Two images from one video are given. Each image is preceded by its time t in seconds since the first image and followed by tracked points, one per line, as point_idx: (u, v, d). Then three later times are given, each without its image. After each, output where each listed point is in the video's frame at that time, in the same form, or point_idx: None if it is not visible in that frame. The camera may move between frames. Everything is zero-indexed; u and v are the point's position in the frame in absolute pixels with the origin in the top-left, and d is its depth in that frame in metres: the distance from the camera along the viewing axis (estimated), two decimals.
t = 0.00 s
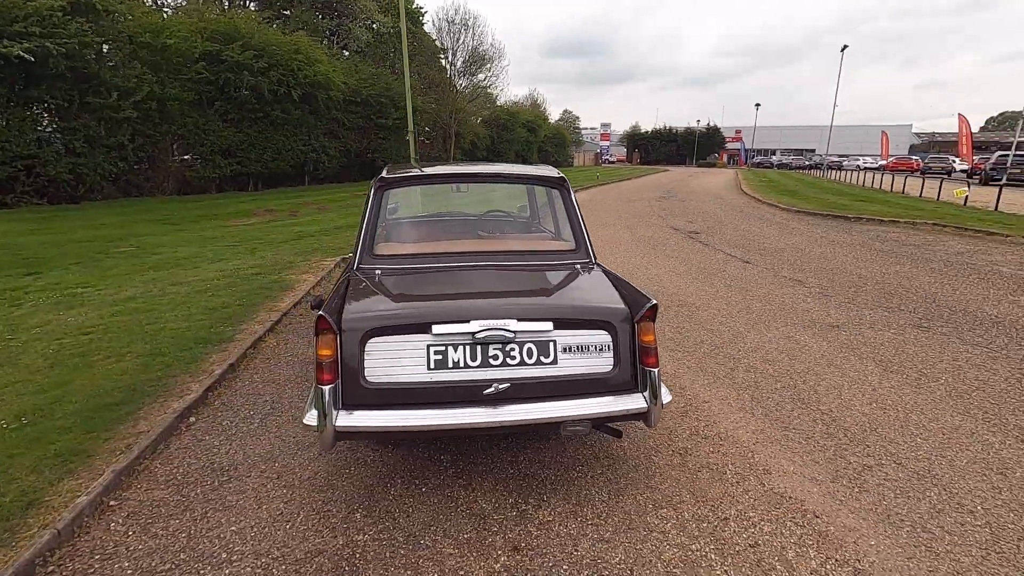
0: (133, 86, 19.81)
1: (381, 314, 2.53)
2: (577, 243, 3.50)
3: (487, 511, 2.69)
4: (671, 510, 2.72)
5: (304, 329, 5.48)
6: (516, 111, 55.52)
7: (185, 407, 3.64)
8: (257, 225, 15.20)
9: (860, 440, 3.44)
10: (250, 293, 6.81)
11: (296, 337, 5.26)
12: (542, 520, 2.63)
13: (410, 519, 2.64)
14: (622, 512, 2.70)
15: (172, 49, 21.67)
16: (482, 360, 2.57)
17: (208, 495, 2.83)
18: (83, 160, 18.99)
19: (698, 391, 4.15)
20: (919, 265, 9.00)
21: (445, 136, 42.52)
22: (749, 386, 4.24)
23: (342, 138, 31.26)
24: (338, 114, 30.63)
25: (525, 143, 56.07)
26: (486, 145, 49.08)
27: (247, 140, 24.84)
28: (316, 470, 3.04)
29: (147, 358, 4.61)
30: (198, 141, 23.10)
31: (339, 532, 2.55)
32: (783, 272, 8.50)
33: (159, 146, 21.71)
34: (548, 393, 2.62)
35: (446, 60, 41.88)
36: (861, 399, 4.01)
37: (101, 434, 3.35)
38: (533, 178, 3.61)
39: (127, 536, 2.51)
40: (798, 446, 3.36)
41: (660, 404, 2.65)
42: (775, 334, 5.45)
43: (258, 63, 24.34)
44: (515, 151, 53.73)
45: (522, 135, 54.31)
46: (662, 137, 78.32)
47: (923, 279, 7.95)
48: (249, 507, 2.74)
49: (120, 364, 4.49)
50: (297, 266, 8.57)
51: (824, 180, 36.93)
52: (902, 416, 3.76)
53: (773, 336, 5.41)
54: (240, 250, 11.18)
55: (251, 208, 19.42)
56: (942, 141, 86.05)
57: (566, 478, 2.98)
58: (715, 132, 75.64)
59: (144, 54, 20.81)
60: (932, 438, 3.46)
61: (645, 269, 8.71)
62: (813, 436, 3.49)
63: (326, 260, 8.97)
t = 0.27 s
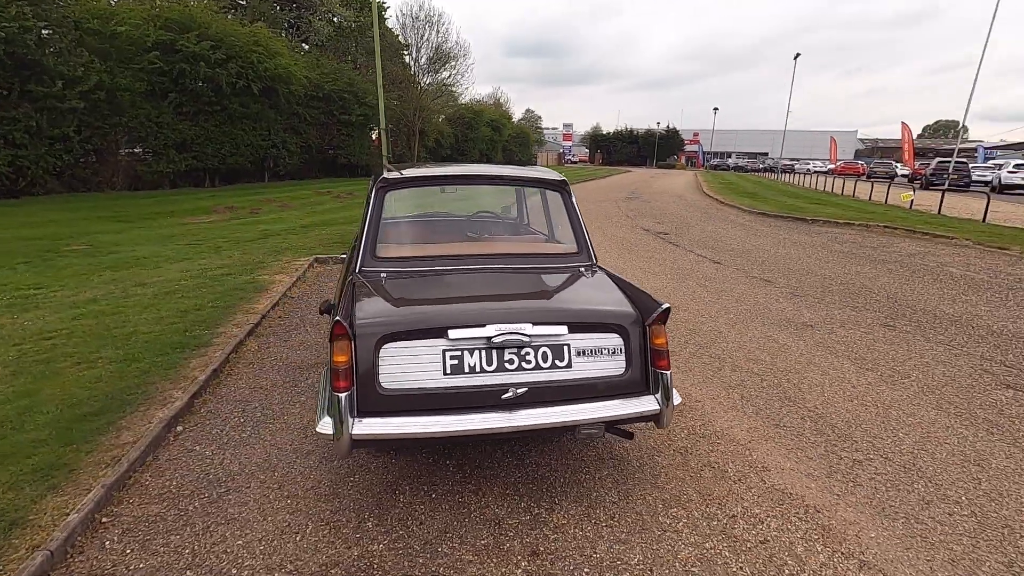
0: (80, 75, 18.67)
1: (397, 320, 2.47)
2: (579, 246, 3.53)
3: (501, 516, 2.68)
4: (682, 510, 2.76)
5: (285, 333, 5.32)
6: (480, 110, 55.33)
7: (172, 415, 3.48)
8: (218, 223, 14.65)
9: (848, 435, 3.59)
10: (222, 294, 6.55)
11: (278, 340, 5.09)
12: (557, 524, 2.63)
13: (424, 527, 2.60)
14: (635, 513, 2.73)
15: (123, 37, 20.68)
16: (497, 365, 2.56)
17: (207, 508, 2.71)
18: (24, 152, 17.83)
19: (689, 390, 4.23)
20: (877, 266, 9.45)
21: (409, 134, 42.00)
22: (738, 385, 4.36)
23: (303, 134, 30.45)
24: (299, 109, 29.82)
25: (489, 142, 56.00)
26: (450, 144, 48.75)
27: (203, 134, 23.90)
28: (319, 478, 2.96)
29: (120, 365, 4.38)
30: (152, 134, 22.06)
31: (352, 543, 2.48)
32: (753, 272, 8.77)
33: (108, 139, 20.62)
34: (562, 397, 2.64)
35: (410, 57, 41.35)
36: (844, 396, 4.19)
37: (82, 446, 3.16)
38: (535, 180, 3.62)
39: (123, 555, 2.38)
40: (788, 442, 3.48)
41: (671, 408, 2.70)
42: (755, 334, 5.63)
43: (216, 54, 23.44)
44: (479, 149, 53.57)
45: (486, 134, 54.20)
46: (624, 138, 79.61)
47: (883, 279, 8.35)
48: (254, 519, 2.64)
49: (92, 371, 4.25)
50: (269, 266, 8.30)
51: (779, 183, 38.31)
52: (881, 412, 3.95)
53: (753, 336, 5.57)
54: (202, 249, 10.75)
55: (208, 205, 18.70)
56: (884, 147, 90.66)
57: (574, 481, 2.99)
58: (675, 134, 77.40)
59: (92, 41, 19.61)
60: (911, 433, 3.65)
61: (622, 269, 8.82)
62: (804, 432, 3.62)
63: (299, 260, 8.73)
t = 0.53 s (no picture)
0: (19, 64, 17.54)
1: (407, 323, 2.45)
2: (573, 248, 3.60)
3: (507, 516, 2.69)
4: (680, 505, 2.85)
5: (262, 336, 5.18)
6: (442, 111, 55.04)
7: (153, 423, 3.33)
8: (174, 223, 14.09)
9: (825, 430, 3.78)
10: (190, 296, 6.31)
11: (256, 344, 4.95)
12: (562, 522, 2.67)
13: (431, 529, 2.59)
14: (637, 509, 2.79)
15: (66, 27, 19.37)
16: (505, 365, 2.58)
17: (202, 517, 2.62)
18: None
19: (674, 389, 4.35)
20: (833, 269, 9.93)
21: (370, 134, 41.36)
22: (718, 382, 4.51)
23: (261, 132, 29.56)
24: (257, 106, 28.93)
25: (451, 144, 55.75)
26: (412, 144, 48.28)
27: (154, 130, 22.88)
28: (316, 484, 2.90)
29: (87, 371, 4.16)
30: (97, 128, 20.93)
31: (359, 548, 2.45)
32: (719, 274, 9.08)
33: (49, 133, 19.44)
34: (568, 397, 2.68)
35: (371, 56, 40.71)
36: (816, 392, 4.40)
37: (57, 457, 2.99)
38: (530, 182, 3.65)
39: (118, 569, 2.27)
40: (772, 437, 3.63)
41: (671, 406, 2.78)
42: (728, 334, 5.83)
43: (168, 47, 22.47)
44: (442, 151, 53.26)
45: (449, 135, 53.95)
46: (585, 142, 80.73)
47: (839, 281, 8.79)
48: (253, 528, 2.56)
49: (57, 378, 4.02)
50: (236, 267, 8.04)
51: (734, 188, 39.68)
52: (852, 406, 4.17)
53: (726, 336, 5.78)
54: (159, 249, 10.30)
55: (161, 203, 17.93)
56: (829, 155, 95.19)
57: (573, 479, 3.03)
58: (634, 139, 79.04)
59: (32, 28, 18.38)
60: (881, 426, 3.87)
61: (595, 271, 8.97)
62: (785, 427, 3.79)
63: (267, 261, 8.49)
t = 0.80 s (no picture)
0: None
1: (438, 320, 2.49)
2: (580, 246, 3.70)
3: (533, 506, 2.77)
4: (695, 489, 2.98)
5: (256, 339, 5.11)
6: (410, 111, 54.58)
7: (163, 426, 3.28)
8: (139, 225, 13.61)
9: (818, 416, 3.99)
10: (173, 300, 6.15)
11: (251, 347, 4.88)
12: (587, 509, 2.76)
13: (461, 521, 2.64)
14: (655, 495, 2.91)
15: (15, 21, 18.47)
16: (531, 360, 2.65)
17: (230, 519, 2.60)
18: None
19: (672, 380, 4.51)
20: (802, 264, 10.36)
21: (337, 134, 40.70)
22: (712, 374, 4.69)
23: (224, 131, 28.75)
24: (219, 105, 28.12)
25: (419, 144, 55.32)
26: (380, 144, 47.72)
27: (112, 129, 22.00)
28: (339, 482, 2.91)
29: (79, 377, 4.03)
30: (50, 127, 20.00)
31: (394, 542, 2.48)
32: (697, 271, 9.34)
33: None
34: (590, 389, 2.77)
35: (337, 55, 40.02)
36: (804, 381, 4.62)
37: (67, 464, 2.91)
38: (535, 183, 3.74)
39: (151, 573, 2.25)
40: (770, 423, 3.81)
41: (686, 397, 2.90)
42: (715, 328, 6.05)
43: (126, 43, 21.63)
44: (409, 151, 52.81)
45: (417, 136, 53.54)
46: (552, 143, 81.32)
47: (810, 276, 9.17)
48: (282, 528, 2.56)
49: (50, 385, 3.89)
50: (216, 270, 7.86)
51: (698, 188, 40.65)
52: (839, 393, 4.40)
53: (713, 329, 5.98)
54: (129, 252, 9.95)
55: (123, 205, 17.27)
56: (787, 156, 98.48)
57: (591, 469, 3.13)
58: (600, 140, 80.04)
59: None
60: (867, 411, 4.11)
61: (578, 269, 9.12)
62: (780, 414, 3.98)
63: (247, 263, 8.33)
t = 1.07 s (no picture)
0: None
1: (459, 324, 2.53)
2: (583, 250, 3.78)
3: (549, 504, 2.83)
4: (702, 483, 3.09)
5: (247, 344, 5.03)
6: (379, 110, 54.02)
7: (167, 435, 3.22)
8: (104, 227, 13.12)
9: (807, 410, 4.18)
10: (156, 305, 5.99)
11: (243, 353, 4.81)
12: (602, 506, 2.83)
13: (482, 522, 2.68)
14: (665, 489, 3.01)
15: None
16: (548, 361, 2.71)
17: (249, 527, 2.58)
18: None
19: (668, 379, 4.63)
20: (775, 264, 10.71)
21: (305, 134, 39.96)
22: (705, 372, 4.84)
23: (188, 130, 27.91)
24: (183, 103, 27.29)
25: (389, 144, 54.77)
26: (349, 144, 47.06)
27: (69, 127, 21.13)
28: (355, 487, 2.91)
29: (68, 386, 3.91)
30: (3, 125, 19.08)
31: (419, 544, 2.51)
32: (676, 271, 9.56)
33: None
34: (605, 389, 2.84)
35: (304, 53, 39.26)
36: (790, 377, 4.82)
37: (71, 477, 2.84)
38: (539, 187, 3.79)
39: None
40: (764, 419, 3.97)
41: (693, 395, 3.01)
42: (701, 327, 6.22)
43: (84, 38, 20.79)
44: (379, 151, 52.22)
45: (387, 136, 53.00)
46: (522, 144, 81.58)
47: (784, 276, 9.49)
48: (304, 534, 2.56)
49: (39, 395, 3.76)
50: (194, 274, 7.67)
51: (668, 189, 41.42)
52: (824, 388, 4.61)
53: (700, 328, 6.16)
54: (98, 256, 9.60)
55: (84, 207, 16.60)
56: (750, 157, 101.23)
57: (601, 466, 3.21)
58: (570, 141, 80.67)
59: None
60: (852, 405, 4.31)
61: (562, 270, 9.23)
62: (772, 410, 4.14)
63: (227, 267, 8.16)
